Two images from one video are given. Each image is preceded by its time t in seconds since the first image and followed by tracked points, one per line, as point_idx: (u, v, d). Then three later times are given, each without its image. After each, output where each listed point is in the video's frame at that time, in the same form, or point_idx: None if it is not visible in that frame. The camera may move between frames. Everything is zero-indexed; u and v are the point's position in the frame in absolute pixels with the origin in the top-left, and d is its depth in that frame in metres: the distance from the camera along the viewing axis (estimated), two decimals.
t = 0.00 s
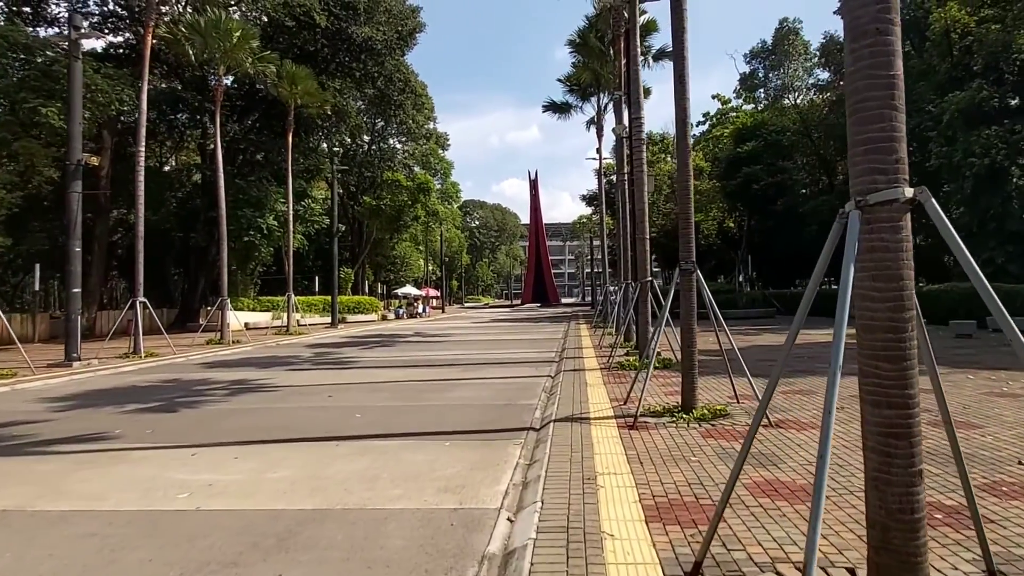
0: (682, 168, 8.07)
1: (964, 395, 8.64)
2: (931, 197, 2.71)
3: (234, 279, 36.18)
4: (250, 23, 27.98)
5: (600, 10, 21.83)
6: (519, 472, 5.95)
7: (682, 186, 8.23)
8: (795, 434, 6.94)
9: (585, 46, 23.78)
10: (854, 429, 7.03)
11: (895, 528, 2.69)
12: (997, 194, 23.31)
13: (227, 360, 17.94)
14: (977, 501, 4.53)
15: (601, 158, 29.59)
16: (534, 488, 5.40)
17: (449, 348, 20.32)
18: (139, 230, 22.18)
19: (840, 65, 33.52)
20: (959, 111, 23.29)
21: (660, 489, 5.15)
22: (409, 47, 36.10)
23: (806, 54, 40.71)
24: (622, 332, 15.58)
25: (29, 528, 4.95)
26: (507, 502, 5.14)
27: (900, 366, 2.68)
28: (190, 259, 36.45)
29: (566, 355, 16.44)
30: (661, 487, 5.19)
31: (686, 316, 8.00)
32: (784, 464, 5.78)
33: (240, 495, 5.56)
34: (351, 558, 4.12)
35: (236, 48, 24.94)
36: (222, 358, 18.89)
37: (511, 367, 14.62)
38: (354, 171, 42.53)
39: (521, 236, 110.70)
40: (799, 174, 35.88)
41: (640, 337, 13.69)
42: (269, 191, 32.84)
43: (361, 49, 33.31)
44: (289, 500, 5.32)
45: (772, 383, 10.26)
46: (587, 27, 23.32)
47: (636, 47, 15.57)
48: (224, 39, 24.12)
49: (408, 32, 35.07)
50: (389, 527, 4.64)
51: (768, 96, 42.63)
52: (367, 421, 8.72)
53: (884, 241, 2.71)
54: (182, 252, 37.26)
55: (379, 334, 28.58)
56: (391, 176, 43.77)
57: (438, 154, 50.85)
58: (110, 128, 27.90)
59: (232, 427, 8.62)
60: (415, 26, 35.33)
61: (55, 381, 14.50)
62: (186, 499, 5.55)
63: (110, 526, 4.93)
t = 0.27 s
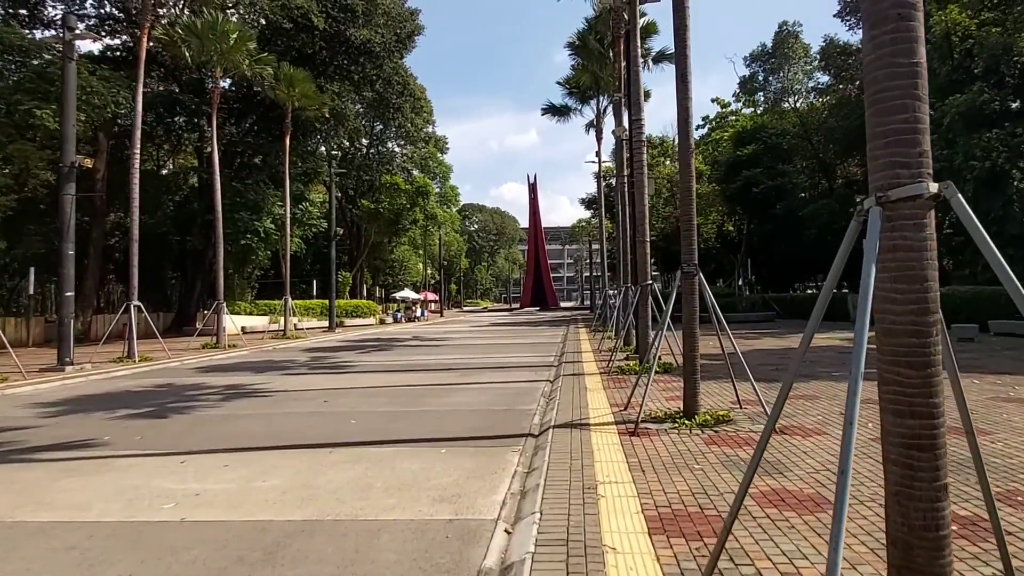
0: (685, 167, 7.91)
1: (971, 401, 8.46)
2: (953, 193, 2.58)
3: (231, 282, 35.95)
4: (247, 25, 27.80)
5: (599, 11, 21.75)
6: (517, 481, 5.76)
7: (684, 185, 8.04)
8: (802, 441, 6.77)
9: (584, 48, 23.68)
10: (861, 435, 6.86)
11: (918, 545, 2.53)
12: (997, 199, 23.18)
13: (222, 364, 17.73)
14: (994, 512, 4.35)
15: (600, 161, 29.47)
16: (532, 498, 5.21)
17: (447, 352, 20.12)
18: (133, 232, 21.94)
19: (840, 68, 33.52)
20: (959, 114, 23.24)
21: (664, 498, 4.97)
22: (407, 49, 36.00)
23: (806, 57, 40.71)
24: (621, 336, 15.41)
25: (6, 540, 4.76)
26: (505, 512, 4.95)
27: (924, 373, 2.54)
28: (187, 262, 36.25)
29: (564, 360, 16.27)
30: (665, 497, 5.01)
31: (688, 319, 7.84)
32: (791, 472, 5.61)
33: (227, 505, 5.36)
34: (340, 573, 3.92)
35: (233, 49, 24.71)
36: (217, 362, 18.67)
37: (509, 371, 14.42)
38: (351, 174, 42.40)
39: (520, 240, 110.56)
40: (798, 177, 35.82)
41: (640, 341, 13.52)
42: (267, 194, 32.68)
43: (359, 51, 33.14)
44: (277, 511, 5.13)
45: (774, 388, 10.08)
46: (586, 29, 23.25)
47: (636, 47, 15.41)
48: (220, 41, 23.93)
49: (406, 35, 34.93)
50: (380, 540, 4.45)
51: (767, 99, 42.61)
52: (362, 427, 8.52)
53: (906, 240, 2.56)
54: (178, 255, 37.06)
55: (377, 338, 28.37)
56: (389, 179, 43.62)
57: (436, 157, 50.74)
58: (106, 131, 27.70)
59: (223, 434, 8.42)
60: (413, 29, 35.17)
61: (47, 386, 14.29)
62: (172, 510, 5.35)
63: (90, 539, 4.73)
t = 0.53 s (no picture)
0: (687, 166, 7.69)
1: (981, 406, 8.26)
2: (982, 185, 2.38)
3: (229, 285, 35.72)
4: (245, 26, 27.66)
5: (599, 12, 21.67)
6: (515, 491, 5.54)
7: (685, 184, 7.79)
8: (808, 448, 6.54)
9: (583, 49, 23.58)
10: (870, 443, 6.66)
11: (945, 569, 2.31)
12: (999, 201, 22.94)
13: (217, 369, 17.48)
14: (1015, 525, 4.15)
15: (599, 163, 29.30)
16: (529, 509, 4.99)
17: (445, 356, 19.91)
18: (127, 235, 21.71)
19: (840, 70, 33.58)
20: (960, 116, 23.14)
21: (667, 510, 4.75)
22: (406, 52, 35.87)
23: (806, 59, 40.63)
24: (621, 340, 15.20)
25: None
26: (500, 525, 4.73)
27: (951, 382, 2.33)
28: (185, 265, 36.06)
29: (564, 363, 16.06)
30: (667, 509, 4.79)
31: (690, 322, 7.63)
32: (799, 482, 5.39)
33: (211, 517, 5.13)
34: None
35: (230, 51, 24.57)
36: (212, 366, 18.43)
37: (507, 375, 14.20)
38: (350, 177, 42.25)
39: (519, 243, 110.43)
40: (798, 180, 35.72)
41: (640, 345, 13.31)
42: (264, 197, 32.53)
43: (358, 53, 33.01)
44: (263, 524, 4.90)
45: (778, 392, 9.87)
46: (585, 30, 23.17)
47: (636, 47, 15.23)
48: (217, 43, 23.80)
49: (405, 37, 34.82)
50: (370, 555, 4.23)
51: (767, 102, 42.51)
52: (355, 433, 8.30)
53: (932, 237, 2.36)
54: (175, 259, 36.83)
55: (374, 342, 28.14)
56: (387, 182, 43.46)
57: (435, 160, 50.61)
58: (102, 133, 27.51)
59: (213, 441, 8.19)
60: (412, 32, 35.07)
61: (37, 391, 14.05)
62: (153, 523, 5.12)
63: (65, 554, 4.50)
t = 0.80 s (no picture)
0: (687, 167, 7.48)
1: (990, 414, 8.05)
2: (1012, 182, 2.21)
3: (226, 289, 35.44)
4: (241, 28, 27.43)
5: (598, 13, 21.57)
6: (511, 506, 5.30)
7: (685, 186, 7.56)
8: (816, 459, 6.31)
9: (582, 51, 23.41)
10: (878, 454, 6.46)
11: None
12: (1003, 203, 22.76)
13: (211, 375, 17.22)
14: None
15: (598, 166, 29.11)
16: (525, 526, 4.75)
17: (443, 361, 19.66)
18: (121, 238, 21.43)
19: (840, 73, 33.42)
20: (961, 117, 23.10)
21: (670, 528, 4.50)
22: (403, 54, 35.69)
23: (806, 61, 40.50)
24: (621, 345, 14.98)
25: None
26: (494, 544, 4.49)
27: (984, 401, 2.15)
28: (183, 269, 35.86)
29: (563, 368, 15.83)
30: (669, 526, 4.55)
31: (691, 327, 7.40)
32: (808, 497, 5.15)
33: (190, 536, 4.89)
34: None
35: (226, 54, 24.30)
36: (206, 372, 18.18)
37: (506, 381, 13.97)
38: (348, 180, 42.08)
39: (519, 247, 110.30)
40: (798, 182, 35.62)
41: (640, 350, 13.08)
42: (262, 200, 32.33)
43: (355, 56, 32.77)
44: (245, 544, 4.65)
45: (782, 399, 9.63)
46: (584, 32, 23.03)
47: (634, 48, 15.03)
48: (213, 45, 23.55)
49: (403, 39, 34.66)
50: None
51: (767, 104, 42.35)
52: (347, 443, 8.06)
53: (963, 241, 2.17)
54: (172, 262, 36.58)
55: (372, 346, 27.89)
56: (386, 185, 43.26)
57: (434, 163, 50.42)
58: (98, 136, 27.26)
59: (200, 451, 7.94)
60: (409, 34, 34.96)
61: (27, 398, 13.78)
62: (130, 541, 4.87)
63: None
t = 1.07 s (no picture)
0: (689, 168, 7.30)
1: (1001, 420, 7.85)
2: None
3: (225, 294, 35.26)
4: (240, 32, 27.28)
5: (598, 15, 21.45)
6: (509, 518, 5.11)
7: (687, 187, 7.38)
8: (824, 468, 6.10)
9: (581, 53, 23.27)
10: (888, 463, 6.26)
11: None
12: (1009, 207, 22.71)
13: (208, 381, 17.04)
14: None
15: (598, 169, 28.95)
16: (523, 540, 4.56)
17: (443, 366, 19.47)
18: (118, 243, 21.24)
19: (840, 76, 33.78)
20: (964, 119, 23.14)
21: (675, 543, 4.29)
22: (403, 58, 35.58)
23: (806, 64, 40.40)
24: (622, 349, 14.78)
25: None
26: (491, 560, 4.29)
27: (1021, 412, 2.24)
28: (181, 274, 35.71)
29: (564, 374, 15.61)
30: (674, 541, 4.33)
31: (695, 332, 7.20)
32: (818, 508, 4.95)
33: (175, 552, 4.69)
34: None
35: (224, 58, 24.12)
36: (204, 377, 17.99)
37: (506, 387, 13.78)
38: (347, 185, 41.96)
39: (519, 251, 110.12)
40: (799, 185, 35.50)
41: (642, 354, 12.88)
42: (261, 205, 32.19)
43: (355, 60, 32.60)
44: (231, 560, 4.45)
45: (787, 405, 9.41)
46: (583, 34, 22.88)
47: (634, 50, 14.86)
48: (211, 49, 23.37)
49: (402, 43, 34.53)
50: None
51: (767, 107, 42.25)
52: (342, 451, 7.86)
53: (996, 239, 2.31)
54: (171, 267, 36.45)
55: (371, 351, 27.69)
56: (386, 190, 43.15)
57: (434, 167, 50.26)
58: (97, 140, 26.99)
59: (191, 460, 7.74)
60: (408, 38, 34.85)
61: (20, 405, 13.60)
62: (113, 556, 4.68)
63: None
